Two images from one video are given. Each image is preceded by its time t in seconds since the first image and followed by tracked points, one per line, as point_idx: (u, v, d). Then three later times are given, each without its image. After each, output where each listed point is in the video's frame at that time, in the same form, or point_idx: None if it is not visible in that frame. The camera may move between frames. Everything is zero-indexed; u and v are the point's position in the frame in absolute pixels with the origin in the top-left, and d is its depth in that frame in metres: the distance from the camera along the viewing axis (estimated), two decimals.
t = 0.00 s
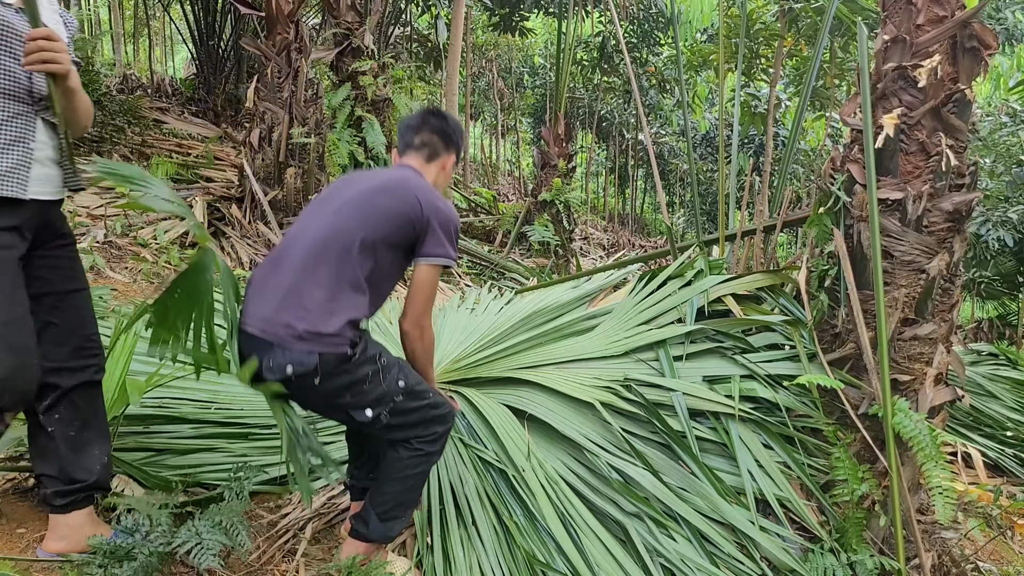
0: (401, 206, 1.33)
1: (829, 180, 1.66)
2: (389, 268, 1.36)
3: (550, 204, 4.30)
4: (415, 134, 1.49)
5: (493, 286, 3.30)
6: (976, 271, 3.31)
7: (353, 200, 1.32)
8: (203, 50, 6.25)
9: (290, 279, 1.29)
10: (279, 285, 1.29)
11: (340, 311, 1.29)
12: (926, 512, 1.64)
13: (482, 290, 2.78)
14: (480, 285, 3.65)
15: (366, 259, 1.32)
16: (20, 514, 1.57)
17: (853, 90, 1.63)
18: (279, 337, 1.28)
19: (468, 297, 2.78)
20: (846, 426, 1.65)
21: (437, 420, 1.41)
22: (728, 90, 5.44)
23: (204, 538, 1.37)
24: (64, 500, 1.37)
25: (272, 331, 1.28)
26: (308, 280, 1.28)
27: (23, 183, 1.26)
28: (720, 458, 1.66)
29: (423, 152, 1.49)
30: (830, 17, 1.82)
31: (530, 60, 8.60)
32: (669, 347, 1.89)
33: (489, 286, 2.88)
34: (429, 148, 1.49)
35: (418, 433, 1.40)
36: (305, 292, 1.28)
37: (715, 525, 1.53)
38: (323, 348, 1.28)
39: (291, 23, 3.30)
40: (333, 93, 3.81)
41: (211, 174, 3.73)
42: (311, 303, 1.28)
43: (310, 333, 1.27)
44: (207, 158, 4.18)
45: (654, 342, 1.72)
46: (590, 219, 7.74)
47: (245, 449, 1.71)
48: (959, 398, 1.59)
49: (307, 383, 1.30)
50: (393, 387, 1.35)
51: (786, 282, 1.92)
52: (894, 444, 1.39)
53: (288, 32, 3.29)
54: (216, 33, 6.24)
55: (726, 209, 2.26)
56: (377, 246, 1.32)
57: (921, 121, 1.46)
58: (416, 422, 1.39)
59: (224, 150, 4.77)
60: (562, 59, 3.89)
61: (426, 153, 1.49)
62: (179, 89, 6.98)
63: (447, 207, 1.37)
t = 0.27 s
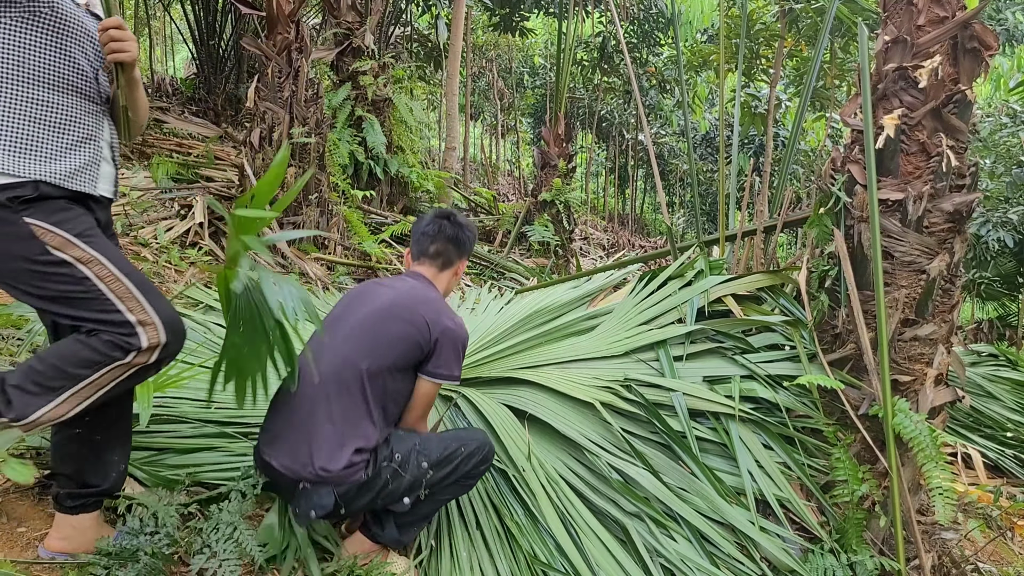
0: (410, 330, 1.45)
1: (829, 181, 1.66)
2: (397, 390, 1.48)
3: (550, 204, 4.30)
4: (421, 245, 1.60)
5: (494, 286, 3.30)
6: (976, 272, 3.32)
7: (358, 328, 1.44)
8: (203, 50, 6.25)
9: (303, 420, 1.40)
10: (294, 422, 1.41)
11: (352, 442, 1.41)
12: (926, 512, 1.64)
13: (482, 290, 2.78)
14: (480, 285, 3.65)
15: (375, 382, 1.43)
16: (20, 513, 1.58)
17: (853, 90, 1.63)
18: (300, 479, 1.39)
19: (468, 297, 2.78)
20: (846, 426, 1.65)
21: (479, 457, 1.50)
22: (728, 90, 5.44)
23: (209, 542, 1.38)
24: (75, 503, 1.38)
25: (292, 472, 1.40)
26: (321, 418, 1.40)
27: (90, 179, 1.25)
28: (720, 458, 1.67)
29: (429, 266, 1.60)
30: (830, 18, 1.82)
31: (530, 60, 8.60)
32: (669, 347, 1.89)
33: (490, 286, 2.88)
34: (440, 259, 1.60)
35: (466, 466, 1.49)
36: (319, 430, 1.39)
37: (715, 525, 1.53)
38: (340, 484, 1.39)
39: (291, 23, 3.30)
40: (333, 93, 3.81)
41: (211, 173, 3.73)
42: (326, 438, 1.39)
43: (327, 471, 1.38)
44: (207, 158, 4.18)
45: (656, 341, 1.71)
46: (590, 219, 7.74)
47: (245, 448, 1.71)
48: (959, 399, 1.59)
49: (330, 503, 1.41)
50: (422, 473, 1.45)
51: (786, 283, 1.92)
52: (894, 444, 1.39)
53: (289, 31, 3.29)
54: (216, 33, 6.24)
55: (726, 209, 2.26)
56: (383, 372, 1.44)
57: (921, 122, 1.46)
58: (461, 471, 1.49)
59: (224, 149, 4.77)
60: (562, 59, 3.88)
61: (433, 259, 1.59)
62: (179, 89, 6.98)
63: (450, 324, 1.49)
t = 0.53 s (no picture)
0: (399, 362, 1.50)
1: (829, 181, 1.66)
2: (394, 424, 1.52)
3: (550, 204, 4.30)
4: (409, 278, 1.64)
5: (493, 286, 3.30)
6: (976, 272, 3.31)
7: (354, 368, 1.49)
8: (203, 49, 6.25)
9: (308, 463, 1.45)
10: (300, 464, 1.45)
11: (355, 479, 1.45)
12: (926, 513, 1.64)
13: (482, 289, 2.77)
14: (480, 285, 3.64)
15: (372, 417, 1.48)
16: (20, 512, 1.58)
17: (854, 90, 1.63)
18: (308, 522, 1.43)
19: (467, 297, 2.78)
20: (846, 427, 1.65)
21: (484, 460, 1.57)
22: (728, 90, 5.44)
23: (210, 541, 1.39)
24: (88, 508, 1.40)
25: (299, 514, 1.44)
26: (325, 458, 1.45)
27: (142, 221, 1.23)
28: (720, 458, 1.67)
29: (418, 297, 1.65)
30: (831, 18, 1.82)
31: (531, 60, 8.59)
32: (669, 347, 1.89)
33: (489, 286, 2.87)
34: (429, 288, 1.65)
35: (472, 470, 1.55)
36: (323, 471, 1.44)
37: (715, 523, 1.53)
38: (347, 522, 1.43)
39: (292, 23, 3.30)
40: (333, 93, 3.81)
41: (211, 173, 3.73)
42: (330, 478, 1.44)
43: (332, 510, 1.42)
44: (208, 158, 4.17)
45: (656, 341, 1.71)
46: (590, 219, 7.74)
47: (244, 448, 1.71)
48: (960, 399, 1.59)
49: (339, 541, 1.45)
50: (428, 494, 1.51)
51: (786, 283, 1.92)
52: (894, 444, 1.39)
53: (289, 31, 3.28)
54: (216, 33, 6.25)
55: (726, 210, 2.26)
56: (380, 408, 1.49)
57: (922, 122, 1.46)
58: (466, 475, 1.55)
59: (224, 149, 4.78)
60: (562, 59, 3.88)
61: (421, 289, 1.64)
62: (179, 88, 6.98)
63: (440, 353, 1.54)
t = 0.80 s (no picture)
0: (390, 354, 1.51)
1: (829, 181, 1.66)
2: (385, 417, 1.53)
3: (550, 204, 4.30)
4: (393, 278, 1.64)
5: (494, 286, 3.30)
6: (976, 272, 3.33)
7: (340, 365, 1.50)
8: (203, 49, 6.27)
9: (300, 461, 1.46)
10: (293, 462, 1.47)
11: (349, 473, 1.47)
12: (926, 513, 1.65)
13: (482, 289, 2.77)
14: (480, 285, 3.65)
15: (360, 411, 1.49)
16: (20, 511, 1.58)
17: (853, 90, 1.63)
18: (305, 521, 1.45)
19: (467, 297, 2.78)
20: (846, 426, 1.65)
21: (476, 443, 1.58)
22: (727, 90, 5.44)
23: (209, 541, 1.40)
24: (111, 508, 1.45)
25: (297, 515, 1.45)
26: (317, 456, 1.45)
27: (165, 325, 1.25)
28: (720, 457, 1.67)
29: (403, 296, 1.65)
30: (830, 18, 1.82)
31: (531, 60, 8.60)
32: (669, 346, 1.89)
33: (489, 286, 2.87)
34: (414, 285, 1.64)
35: (465, 455, 1.56)
36: (316, 468, 1.45)
37: (715, 521, 1.54)
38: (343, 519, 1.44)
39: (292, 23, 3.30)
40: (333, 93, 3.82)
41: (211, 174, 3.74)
42: (322, 475, 1.44)
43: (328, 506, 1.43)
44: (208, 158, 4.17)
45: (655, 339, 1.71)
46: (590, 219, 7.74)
47: (242, 448, 1.71)
48: (960, 399, 1.59)
49: (337, 539, 1.46)
50: (423, 484, 1.50)
51: (786, 283, 1.91)
52: (894, 444, 1.39)
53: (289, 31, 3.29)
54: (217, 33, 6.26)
55: (726, 209, 2.26)
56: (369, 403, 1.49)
57: (921, 122, 1.46)
58: (459, 460, 1.55)
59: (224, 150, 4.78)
60: (562, 59, 3.88)
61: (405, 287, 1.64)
62: (180, 88, 6.99)
63: (427, 341, 1.54)
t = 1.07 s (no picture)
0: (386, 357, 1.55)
1: (829, 181, 1.66)
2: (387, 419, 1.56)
3: (550, 204, 4.30)
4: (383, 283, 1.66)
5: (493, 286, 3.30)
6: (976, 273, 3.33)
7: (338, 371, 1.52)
8: (203, 48, 6.26)
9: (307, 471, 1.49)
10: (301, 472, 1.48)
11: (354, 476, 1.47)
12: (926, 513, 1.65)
13: (481, 289, 2.77)
14: (479, 285, 3.64)
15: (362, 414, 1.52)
16: (20, 511, 1.59)
17: (853, 91, 1.63)
18: (320, 530, 1.48)
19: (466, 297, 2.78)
20: (846, 426, 1.65)
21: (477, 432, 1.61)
22: (728, 90, 5.44)
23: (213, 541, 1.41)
24: (108, 517, 1.46)
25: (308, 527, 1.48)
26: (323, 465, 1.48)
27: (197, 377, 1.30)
28: (720, 456, 1.67)
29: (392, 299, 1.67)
30: (830, 18, 1.82)
31: (531, 60, 8.60)
32: (669, 346, 1.89)
33: (488, 285, 2.87)
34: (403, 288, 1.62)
35: (467, 446, 1.59)
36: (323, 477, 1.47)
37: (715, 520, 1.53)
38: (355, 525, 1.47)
39: (292, 22, 3.30)
40: (334, 93, 3.81)
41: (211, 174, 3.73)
42: (330, 482, 1.46)
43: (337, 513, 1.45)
44: (208, 158, 4.17)
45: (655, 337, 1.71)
46: (590, 219, 7.73)
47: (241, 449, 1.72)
48: (960, 399, 1.59)
49: (350, 544, 1.50)
50: (429, 479, 1.52)
51: (786, 283, 1.91)
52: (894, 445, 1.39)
53: (289, 31, 3.28)
54: (217, 33, 6.25)
55: (726, 209, 2.26)
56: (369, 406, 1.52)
57: (921, 122, 1.46)
58: (461, 449, 1.58)
59: (224, 150, 4.78)
60: (562, 59, 3.88)
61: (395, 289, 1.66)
62: (179, 87, 6.98)
63: (418, 340, 1.57)
